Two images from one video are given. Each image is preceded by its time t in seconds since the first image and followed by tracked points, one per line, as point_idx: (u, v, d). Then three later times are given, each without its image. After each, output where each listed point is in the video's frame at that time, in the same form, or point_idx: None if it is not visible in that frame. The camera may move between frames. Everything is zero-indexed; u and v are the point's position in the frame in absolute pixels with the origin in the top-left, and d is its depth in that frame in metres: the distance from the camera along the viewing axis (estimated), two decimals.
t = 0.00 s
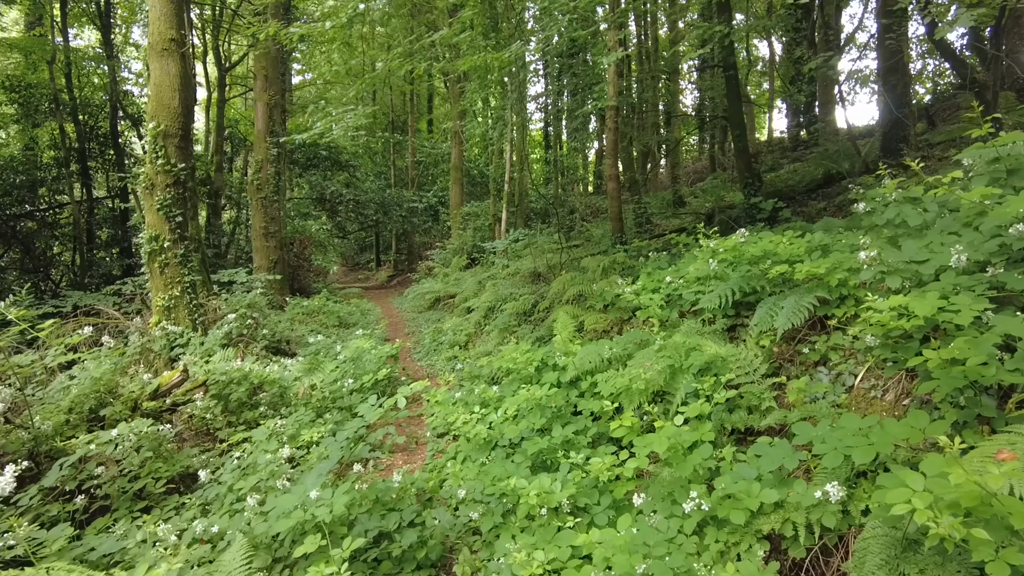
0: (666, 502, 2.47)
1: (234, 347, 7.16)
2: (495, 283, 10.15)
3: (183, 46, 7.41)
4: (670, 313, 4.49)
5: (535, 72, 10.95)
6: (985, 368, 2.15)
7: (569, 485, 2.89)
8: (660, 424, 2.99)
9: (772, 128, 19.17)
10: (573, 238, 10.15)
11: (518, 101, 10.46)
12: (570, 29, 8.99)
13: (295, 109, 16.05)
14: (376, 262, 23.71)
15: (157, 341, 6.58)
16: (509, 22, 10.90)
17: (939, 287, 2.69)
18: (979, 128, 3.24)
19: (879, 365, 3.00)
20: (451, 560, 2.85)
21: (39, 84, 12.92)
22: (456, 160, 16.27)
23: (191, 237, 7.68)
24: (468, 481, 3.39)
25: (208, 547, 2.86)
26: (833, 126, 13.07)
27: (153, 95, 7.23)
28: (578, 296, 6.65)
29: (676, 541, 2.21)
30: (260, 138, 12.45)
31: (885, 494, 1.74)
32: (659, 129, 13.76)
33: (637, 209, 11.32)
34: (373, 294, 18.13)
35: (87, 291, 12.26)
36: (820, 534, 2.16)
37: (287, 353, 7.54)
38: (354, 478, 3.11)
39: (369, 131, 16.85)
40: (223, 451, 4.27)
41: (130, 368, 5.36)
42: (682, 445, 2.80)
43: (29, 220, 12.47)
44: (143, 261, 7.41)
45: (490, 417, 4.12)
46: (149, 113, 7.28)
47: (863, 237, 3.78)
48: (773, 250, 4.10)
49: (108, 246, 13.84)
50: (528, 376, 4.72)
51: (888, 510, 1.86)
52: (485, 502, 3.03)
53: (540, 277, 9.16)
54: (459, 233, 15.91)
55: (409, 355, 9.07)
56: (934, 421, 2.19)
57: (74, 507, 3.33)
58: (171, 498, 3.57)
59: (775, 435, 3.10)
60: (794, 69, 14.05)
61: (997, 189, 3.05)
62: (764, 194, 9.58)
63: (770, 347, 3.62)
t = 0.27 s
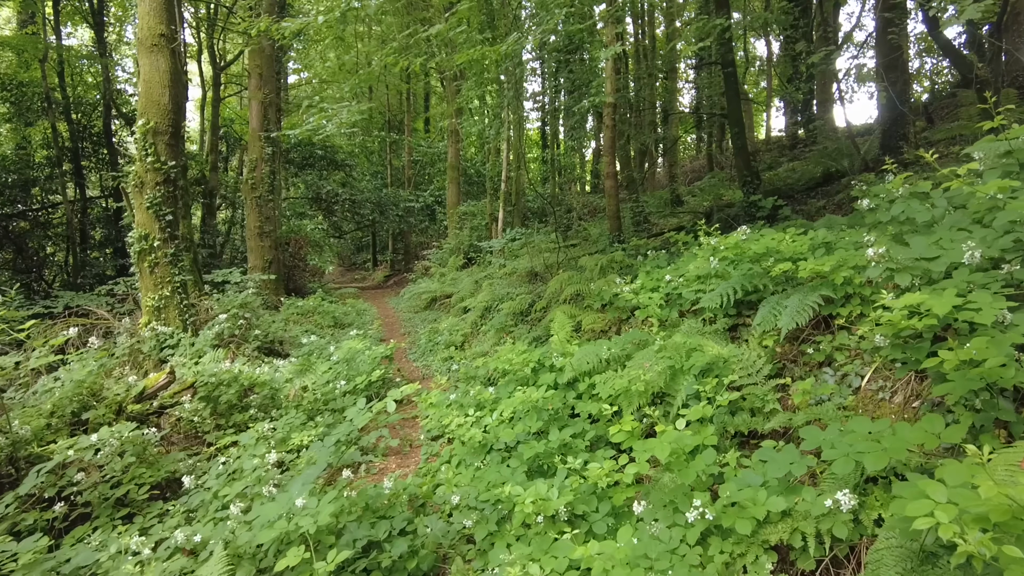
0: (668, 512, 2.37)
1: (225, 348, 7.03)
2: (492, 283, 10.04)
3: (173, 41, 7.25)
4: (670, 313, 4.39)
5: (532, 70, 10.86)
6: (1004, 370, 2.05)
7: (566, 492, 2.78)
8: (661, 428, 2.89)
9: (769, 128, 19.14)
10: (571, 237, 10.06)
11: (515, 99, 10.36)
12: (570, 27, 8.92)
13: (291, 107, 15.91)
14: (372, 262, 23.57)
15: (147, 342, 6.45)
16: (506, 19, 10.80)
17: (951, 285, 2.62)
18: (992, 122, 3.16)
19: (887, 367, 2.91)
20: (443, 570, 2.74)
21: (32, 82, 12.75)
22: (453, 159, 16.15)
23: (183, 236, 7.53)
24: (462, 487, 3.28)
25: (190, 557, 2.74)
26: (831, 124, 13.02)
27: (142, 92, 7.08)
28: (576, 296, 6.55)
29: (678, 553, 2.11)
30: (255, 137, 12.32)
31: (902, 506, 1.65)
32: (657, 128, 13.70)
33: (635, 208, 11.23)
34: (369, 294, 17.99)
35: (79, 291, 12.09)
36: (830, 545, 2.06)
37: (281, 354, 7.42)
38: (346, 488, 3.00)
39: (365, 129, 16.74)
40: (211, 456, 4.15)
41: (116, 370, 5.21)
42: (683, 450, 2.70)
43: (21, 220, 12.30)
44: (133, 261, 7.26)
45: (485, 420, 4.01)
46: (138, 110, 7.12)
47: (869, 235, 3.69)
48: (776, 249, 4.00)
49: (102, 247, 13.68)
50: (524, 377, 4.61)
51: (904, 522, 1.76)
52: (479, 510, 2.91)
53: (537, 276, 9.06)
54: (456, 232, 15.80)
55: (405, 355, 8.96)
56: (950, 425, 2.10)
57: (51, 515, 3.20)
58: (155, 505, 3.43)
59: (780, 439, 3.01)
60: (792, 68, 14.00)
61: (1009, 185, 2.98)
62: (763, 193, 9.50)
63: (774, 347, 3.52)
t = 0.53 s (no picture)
0: (668, 526, 2.23)
1: (215, 349, 6.87)
2: (488, 282, 9.89)
3: (161, 35, 7.07)
4: (669, 313, 4.25)
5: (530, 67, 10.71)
6: None
7: (561, 503, 2.64)
8: (661, 435, 2.75)
9: (768, 126, 19.02)
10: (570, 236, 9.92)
11: (512, 96, 10.22)
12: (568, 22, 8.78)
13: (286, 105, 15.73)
14: (369, 261, 23.39)
15: (134, 344, 6.29)
16: (503, 16, 10.66)
17: (968, 284, 2.50)
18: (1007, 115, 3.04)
19: (898, 370, 2.78)
20: None
21: (23, 79, 12.57)
22: (450, 157, 15.99)
23: (171, 235, 7.36)
24: (453, 496, 3.13)
25: (164, 573, 2.59)
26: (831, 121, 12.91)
27: (129, 87, 6.91)
28: (574, 295, 6.41)
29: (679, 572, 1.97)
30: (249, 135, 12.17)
31: (925, 525, 1.51)
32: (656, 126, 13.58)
33: (634, 206, 11.10)
34: (365, 294, 17.83)
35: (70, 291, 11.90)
36: (842, 563, 1.93)
37: (272, 355, 7.27)
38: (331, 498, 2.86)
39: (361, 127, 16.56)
40: (194, 462, 4.00)
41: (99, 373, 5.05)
42: (684, 459, 2.56)
43: (13, 219, 12.13)
44: (120, 260, 7.08)
45: (478, 424, 3.86)
46: (125, 105, 6.95)
47: (876, 232, 3.57)
48: (780, 247, 3.86)
49: (95, 246, 13.51)
50: (519, 379, 4.47)
51: (925, 542, 1.63)
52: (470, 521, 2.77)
53: (534, 275, 8.92)
54: (452, 231, 15.64)
55: (400, 356, 8.82)
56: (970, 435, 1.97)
57: (21, 526, 3.04)
58: (132, 515, 3.28)
59: (785, 445, 2.88)
60: (791, 65, 13.88)
61: None
62: (763, 190, 9.37)
63: (778, 349, 3.39)
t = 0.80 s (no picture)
0: (670, 542, 2.11)
1: (207, 351, 6.73)
2: (486, 282, 9.76)
3: (152, 30, 6.93)
4: (671, 314, 4.12)
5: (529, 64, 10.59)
6: None
7: (557, 515, 2.52)
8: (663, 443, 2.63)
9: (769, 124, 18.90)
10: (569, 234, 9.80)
11: (511, 94, 10.09)
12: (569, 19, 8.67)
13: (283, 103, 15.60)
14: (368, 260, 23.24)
15: (124, 345, 6.17)
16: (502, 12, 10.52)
17: (987, 285, 2.38)
18: None
19: (910, 375, 2.67)
20: None
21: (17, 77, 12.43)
22: (449, 156, 15.86)
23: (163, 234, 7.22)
24: (446, 506, 3.01)
25: None
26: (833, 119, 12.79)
27: (119, 83, 6.77)
28: (573, 296, 6.28)
29: None
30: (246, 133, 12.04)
31: (951, 548, 1.40)
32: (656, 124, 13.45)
33: (633, 204, 10.98)
34: (364, 293, 17.70)
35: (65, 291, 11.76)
36: None
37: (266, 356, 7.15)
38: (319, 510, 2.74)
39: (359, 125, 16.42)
40: (181, 468, 3.87)
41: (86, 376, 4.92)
42: (687, 469, 2.43)
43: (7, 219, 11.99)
44: (110, 260, 6.95)
45: (473, 429, 3.73)
46: (115, 102, 6.82)
47: (884, 231, 3.45)
48: (784, 246, 3.73)
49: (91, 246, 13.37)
50: (516, 382, 4.35)
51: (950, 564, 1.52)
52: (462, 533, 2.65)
53: (533, 275, 8.79)
54: (451, 230, 15.52)
55: (397, 357, 8.69)
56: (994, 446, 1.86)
57: None
58: (113, 525, 3.16)
59: (791, 453, 2.77)
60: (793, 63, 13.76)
61: None
62: (765, 189, 9.25)
63: (783, 352, 3.27)
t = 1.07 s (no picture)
0: (674, 554, 2.02)
1: (203, 352, 6.64)
2: (486, 282, 9.68)
3: (148, 28, 6.86)
4: (673, 316, 4.04)
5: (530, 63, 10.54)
6: None
7: (557, 524, 2.43)
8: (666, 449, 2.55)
9: (770, 124, 18.85)
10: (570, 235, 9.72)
11: (511, 94, 10.02)
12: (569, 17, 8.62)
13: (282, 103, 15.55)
14: (368, 261, 23.17)
15: (118, 346, 6.09)
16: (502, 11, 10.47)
17: (1004, 286, 2.31)
18: None
19: (921, 379, 2.59)
20: None
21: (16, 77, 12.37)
22: (449, 156, 15.80)
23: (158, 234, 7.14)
24: (443, 513, 2.91)
25: None
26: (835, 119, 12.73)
27: (115, 81, 6.70)
28: (574, 297, 6.20)
29: None
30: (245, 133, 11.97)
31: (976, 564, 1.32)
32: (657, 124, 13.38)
33: (634, 205, 10.90)
34: (363, 294, 17.63)
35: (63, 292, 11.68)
36: None
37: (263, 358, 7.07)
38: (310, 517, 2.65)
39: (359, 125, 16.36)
40: (173, 472, 3.79)
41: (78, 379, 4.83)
42: (692, 476, 2.35)
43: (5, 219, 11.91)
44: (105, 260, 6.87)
45: (471, 433, 3.65)
46: (110, 100, 6.74)
47: (892, 231, 3.38)
48: (790, 246, 3.65)
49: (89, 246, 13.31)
50: (516, 384, 4.27)
51: None
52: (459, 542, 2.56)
53: (533, 275, 8.71)
54: (451, 230, 15.45)
55: (395, 358, 8.61)
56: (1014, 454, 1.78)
57: None
58: (100, 532, 3.08)
59: (798, 459, 2.69)
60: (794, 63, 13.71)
61: None
62: (767, 189, 9.18)
63: (789, 354, 3.18)
